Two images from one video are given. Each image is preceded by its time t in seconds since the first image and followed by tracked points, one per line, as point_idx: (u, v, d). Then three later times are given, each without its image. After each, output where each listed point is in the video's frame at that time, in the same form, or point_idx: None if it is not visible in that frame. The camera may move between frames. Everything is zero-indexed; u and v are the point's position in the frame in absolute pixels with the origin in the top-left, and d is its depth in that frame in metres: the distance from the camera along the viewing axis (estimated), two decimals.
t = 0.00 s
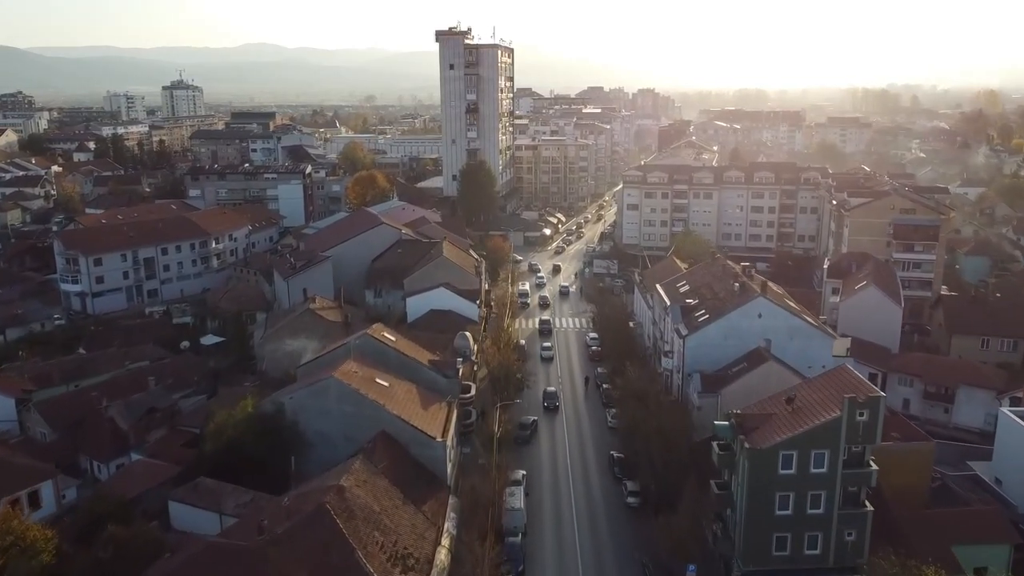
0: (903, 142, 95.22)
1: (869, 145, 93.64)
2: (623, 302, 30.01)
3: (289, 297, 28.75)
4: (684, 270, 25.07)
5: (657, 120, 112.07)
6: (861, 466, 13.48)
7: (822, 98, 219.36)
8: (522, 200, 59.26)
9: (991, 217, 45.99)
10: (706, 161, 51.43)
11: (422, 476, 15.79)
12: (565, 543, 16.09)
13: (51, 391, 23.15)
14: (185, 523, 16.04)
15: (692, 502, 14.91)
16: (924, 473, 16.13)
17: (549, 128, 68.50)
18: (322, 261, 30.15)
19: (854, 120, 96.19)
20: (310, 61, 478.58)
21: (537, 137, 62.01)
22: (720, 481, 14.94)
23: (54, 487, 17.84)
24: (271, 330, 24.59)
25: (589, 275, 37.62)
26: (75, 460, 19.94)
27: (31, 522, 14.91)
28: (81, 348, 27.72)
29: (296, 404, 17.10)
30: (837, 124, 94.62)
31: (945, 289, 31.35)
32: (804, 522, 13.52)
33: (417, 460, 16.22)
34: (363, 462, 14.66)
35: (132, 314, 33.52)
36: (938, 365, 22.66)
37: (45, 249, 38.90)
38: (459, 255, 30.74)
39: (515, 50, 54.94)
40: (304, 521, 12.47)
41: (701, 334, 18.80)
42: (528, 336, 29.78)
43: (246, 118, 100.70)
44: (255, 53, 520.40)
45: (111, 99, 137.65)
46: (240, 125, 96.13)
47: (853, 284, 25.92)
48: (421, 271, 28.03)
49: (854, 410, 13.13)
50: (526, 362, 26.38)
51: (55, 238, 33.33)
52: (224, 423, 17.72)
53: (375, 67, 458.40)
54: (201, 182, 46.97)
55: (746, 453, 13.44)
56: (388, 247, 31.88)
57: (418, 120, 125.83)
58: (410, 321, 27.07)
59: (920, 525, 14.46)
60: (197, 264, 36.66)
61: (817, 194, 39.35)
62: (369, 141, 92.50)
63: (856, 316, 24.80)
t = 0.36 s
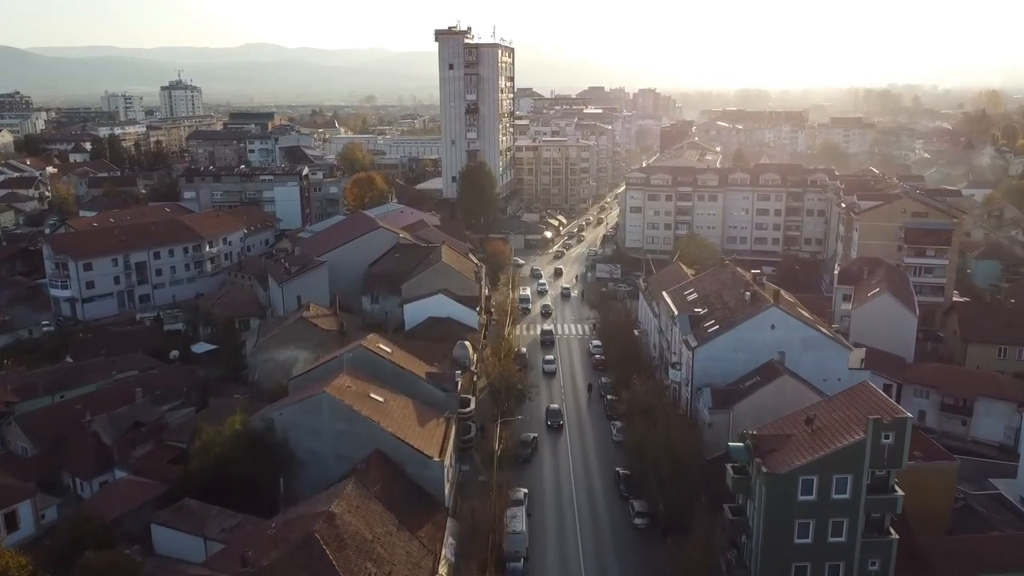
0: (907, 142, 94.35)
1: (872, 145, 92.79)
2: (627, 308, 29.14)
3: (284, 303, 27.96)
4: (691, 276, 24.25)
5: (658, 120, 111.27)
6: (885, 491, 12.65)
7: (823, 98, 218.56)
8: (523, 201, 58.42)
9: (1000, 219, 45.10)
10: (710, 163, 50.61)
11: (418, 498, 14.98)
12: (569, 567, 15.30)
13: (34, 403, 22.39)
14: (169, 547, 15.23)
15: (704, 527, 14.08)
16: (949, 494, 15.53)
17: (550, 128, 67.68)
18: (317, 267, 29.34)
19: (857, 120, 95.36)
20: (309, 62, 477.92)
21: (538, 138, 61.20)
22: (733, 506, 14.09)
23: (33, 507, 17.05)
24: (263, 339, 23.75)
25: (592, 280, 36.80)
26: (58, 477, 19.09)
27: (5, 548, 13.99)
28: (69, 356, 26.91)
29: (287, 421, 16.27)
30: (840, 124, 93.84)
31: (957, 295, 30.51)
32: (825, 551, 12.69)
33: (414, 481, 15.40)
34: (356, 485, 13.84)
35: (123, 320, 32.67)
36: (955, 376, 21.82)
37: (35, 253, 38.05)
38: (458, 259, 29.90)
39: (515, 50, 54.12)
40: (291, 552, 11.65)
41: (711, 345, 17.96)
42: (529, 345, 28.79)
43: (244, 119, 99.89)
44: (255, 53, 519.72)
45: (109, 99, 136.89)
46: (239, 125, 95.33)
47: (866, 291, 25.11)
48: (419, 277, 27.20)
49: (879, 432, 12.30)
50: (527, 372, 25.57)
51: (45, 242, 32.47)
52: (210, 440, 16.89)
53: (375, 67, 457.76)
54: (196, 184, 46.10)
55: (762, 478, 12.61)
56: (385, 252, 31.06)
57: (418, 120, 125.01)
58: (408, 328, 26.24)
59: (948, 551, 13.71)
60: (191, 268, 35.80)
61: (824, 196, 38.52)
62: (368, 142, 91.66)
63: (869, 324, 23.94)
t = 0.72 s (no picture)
0: (910, 143, 93.50)
1: (876, 146, 91.93)
2: (631, 316, 28.29)
3: (277, 311, 27.23)
4: (698, 284, 23.43)
5: (659, 121, 110.51)
6: (914, 520, 11.81)
7: (824, 98, 217.84)
8: (524, 203, 57.61)
9: (1009, 222, 44.26)
10: (714, 164, 49.78)
11: (414, 523, 14.14)
12: None
13: (17, 415, 21.58)
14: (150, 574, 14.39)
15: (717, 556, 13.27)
16: (978, 515, 14.65)
17: (551, 129, 66.85)
18: (312, 272, 28.55)
19: (860, 120, 94.53)
20: (309, 62, 477.61)
21: (539, 139, 60.38)
22: (749, 533, 13.25)
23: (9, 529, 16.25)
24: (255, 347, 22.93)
25: (594, 285, 35.98)
26: (38, 495, 18.25)
27: None
28: (56, 365, 26.08)
29: (276, 439, 15.44)
30: (843, 125, 93.01)
31: (970, 302, 29.68)
32: None
33: (410, 504, 14.55)
34: (348, 511, 13.02)
35: (114, 326, 31.80)
36: (974, 388, 20.95)
37: (25, 257, 37.21)
38: (457, 265, 29.05)
39: (516, 49, 53.32)
40: None
41: (723, 358, 17.10)
42: (530, 354, 27.84)
43: (242, 120, 99.13)
44: (255, 54, 518.98)
45: (107, 100, 136.16)
46: (237, 126, 94.53)
47: (879, 299, 24.27)
48: (417, 283, 26.37)
49: (907, 458, 11.41)
50: (529, 381, 24.78)
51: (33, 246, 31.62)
52: (196, 459, 16.06)
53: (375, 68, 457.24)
54: (190, 187, 45.27)
55: (782, 507, 11.75)
56: (383, 256, 30.24)
57: (417, 121, 124.24)
58: (405, 337, 25.41)
59: None
60: (184, 273, 34.97)
61: (832, 199, 37.68)
62: (367, 142, 90.86)
63: (883, 333, 23.08)
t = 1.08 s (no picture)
0: (914, 144, 92.69)
1: (880, 146, 91.08)
2: (636, 323, 27.40)
3: (271, 318, 26.48)
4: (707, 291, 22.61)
5: (661, 121, 109.71)
6: (946, 554, 10.93)
7: (825, 98, 216.99)
8: (525, 205, 56.79)
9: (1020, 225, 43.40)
10: (718, 166, 48.96)
11: (409, 551, 13.33)
12: None
13: None
14: None
15: None
16: (1006, 540, 13.85)
17: (552, 130, 66.01)
18: (307, 278, 27.76)
19: (864, 121, 93.66)
20: (309, 62, 476.88)
21: (539, 140, 59.54)
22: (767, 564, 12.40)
23: None
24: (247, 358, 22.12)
25: (597, 290, 35.17)
26: (17, 515, 17.42)
27: None
28: (41, 375, 25.23)
29: (263, 459, 14.58)
30: (846, 125, 92.17)
31: (983, 308, 28.87)
32: None
33: (405, 530, 13.73)
34: (338, 541, 12.20)
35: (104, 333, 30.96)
36: (993, 400, 20.13)
37: (15, 261, 36.37)
38: (456, 270, 28.21)
39: (517, 49, 52.51)
40: None
41: (735, 373, 16.27)
42: (531, 363, 26.89)
43: (241, 120, 98.32)
44: (255, 53, 518.20)
45: (105, 100, 135.36)
46: (235, 126, 93.67)
47: (893, 306, 23.45)
48: (415, 290, 25.55)
49: (940, 487, 10.54)
50: (530, 392, 23.97)
51: (20, 251, 30.74)
52: (180, 479, 15.22)
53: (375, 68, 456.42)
54: (185, 189, 44.42)
55: (804, 539, 10.87)
56: (380, 261, 29.43)
57: (417, 121, 123.43)
58: (403, 346, 24.59)
59: None
60: (177, 278, 34.13)
61: (840, 201, 36.83)
62: (367, 143, 89.99)
63: (898, 343, 22.25)
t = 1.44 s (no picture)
0: (918, 144, 91.90)
1: (884, 147, 90.23)
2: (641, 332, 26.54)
3: (264, 326, 25.65)
4: (715, 300, 21.77)
5: (663, 122, 108.90)
6: None
7: (827, 99, 216.19)
8: (526, 208, 55.97)
9: None
10: (722, 167, 48.12)
11: None
12: None
13: None
14: None
15: None
16: None
17: (553, 131, 65.13)
18: (302, 284, 26.92)
19: (867, 121, 92.83)
20: (309, 62, 476.12)
21: (540, 141, 58.75)
22: None
23: None
24: (237, 369, 21.33)
25: (601, 295, 34.34)
26: None
27: None
28: (26, 385, 24.37)
29: (250, 482, 13.74)
30: (849, 126, 91.32)
31: (998, 315, 28.07)
32: None
33: (399, 559, 12.94)
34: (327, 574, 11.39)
35: (93, 341, 30.11)
36: (1015, 413, 19.29)
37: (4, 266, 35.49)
38: (455, 276, 27.36)
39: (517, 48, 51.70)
40: None
41: (748, 389, 15.43)
42: (533, 372, 25.99)
43: (239, 121, 97.45)
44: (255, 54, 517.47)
45: (103, 100, 134.45)
46: (232, 127, 92.77)
47: (908, 314, 22.62)
48: (413, 297, 24.72)
49: (979, 522, 9.68)
50: (531, 403, 23.15)
51: (7, 256, 29.90)
52: (162, 503, 14.37)
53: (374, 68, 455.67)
54: (179, 191, 43.54)
55: None
56: (377, 266, 28.58)
57: (417, 122, 122.57)
58: (400, 355, 23.77)
59: None
60: (169, 283, 33.28)
61: (848, 204, 36.06)
62: (366, 144, 89.15)
63: (914, 353, 21.41)
